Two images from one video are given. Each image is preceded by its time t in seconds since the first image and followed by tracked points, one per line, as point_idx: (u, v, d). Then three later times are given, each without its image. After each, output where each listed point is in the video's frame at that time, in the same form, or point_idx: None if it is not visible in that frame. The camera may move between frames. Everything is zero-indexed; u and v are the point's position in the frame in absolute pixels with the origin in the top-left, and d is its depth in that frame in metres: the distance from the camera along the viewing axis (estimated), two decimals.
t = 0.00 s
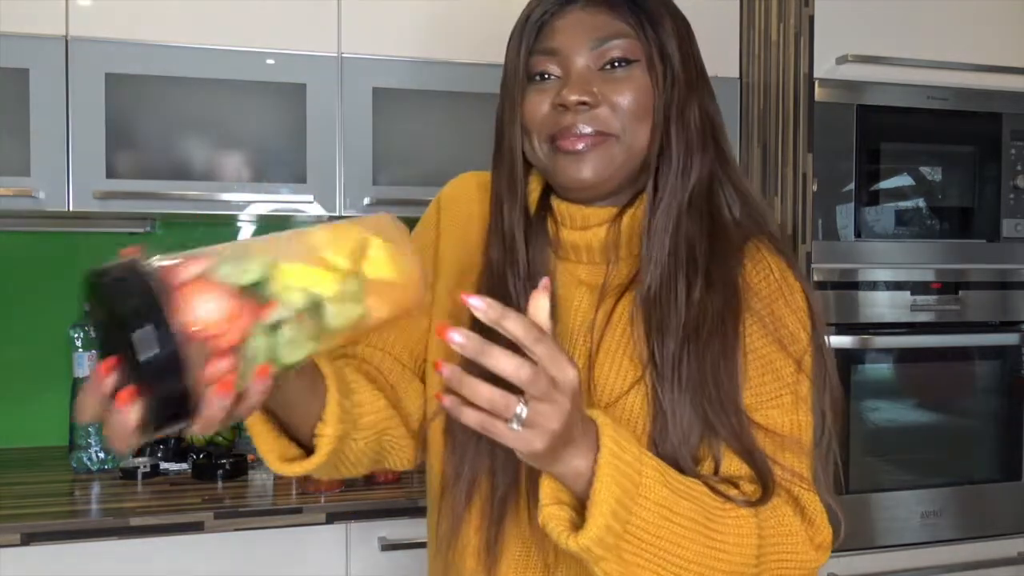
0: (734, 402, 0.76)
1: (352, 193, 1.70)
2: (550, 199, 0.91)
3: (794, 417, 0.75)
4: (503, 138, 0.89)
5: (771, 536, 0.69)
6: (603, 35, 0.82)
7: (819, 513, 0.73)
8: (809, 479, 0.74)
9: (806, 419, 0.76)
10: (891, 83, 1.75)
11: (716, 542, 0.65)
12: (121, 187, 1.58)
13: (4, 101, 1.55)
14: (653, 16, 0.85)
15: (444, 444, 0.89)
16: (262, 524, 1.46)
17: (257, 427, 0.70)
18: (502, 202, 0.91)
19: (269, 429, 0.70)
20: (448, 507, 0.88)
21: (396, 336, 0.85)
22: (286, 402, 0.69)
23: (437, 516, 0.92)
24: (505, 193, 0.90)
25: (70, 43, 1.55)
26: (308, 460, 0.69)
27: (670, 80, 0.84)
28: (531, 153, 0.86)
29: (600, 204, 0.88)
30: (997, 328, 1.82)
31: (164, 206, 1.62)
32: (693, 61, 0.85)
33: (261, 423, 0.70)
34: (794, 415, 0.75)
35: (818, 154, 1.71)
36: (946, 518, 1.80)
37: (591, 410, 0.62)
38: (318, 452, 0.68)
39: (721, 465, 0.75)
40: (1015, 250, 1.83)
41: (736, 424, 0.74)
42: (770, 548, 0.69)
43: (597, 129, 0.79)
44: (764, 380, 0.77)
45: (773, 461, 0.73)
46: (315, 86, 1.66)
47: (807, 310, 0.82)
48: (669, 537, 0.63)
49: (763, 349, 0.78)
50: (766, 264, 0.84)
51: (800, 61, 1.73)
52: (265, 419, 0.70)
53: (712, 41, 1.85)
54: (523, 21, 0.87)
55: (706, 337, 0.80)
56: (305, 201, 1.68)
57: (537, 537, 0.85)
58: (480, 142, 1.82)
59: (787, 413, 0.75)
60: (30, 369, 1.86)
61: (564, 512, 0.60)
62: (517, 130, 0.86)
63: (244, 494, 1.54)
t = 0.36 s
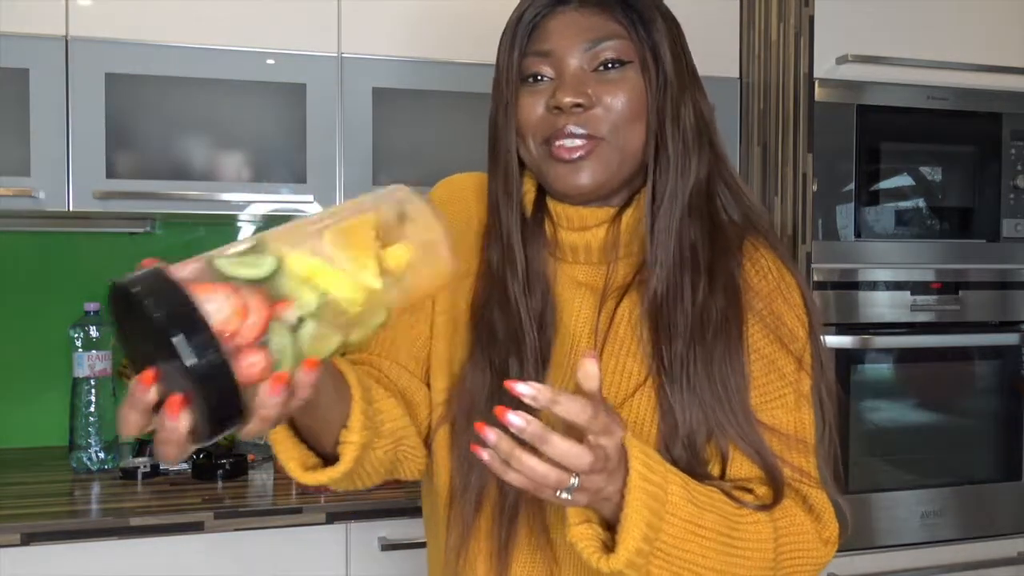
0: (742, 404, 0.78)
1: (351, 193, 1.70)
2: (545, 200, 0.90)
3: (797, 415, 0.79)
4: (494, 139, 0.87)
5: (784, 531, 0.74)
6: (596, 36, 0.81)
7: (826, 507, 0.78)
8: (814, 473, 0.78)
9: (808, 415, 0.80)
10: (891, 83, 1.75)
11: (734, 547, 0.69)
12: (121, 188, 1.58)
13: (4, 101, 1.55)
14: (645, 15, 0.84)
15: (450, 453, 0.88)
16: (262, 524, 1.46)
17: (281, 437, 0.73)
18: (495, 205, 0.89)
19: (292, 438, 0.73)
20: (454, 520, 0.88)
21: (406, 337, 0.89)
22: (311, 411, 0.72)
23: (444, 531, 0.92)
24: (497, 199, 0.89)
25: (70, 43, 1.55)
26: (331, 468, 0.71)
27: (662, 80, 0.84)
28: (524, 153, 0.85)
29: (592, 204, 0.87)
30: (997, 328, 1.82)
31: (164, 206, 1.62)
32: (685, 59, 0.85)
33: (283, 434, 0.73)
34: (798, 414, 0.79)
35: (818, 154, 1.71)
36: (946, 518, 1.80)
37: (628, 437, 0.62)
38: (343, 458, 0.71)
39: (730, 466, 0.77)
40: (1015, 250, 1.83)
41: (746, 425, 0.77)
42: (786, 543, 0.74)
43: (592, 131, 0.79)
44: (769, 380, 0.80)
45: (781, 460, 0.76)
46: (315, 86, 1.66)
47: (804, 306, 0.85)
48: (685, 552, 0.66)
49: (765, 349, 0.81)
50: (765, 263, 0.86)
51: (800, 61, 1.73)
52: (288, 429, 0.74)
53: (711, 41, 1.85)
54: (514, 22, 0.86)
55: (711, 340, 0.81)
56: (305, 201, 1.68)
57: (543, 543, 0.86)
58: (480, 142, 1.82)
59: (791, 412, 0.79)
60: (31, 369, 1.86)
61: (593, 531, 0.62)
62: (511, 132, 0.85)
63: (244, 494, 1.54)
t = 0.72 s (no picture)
0: (741, 403, 0.79)
1: (352, 193, 1.70)
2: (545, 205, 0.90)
3: (794, 412, 0.79)
4: (491, 145, 0.88)
5: (780, 529, 0.74)
6: (586, 37, 0.80)
7: (820, 506, 0.78)
8: (808, 470, 0.78)
9: (805, 412, 0.80)
10: (891, 83, 1.75)
11: (730, 543, 0.69)
12: (121, 187, 1.58)
13: (3, 101, 1.55)
14: (635, 13, 0.83)
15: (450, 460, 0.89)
16: (262, 524, 1.46)
17: (297, 445, 0.74)
18: (492, 209, 0.90)
19: (308, 445, 0.75)
20: (458, 522, 0.88)
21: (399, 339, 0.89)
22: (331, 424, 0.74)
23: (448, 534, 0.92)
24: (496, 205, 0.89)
25: (70, 43, 1.55)
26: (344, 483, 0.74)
27: (656, 79, 0.83)
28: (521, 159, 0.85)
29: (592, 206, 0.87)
30: (997, 328, 1.82)
31: (164, 206, 1.62)
32: (677, 56, 0.84)
33: (297, 439, 0.74)
34: (794, 412, 0.79)
35: (818, 154, 1.71)
36: (946, 518, 1.80)
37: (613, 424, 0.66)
38: (359, 476, 0.73)
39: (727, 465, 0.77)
40: (1014, 250, 1.83)
41: (743, 423, 0.77)
42: (780, 543, 0.74)
43: (585, 135, 0.79)
44: (767, 377, 0.80)
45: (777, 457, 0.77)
46: (315, 86, 1.66)
47: (804, 304, 0.85)
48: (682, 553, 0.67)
49: (763, 346, 0.81)
50: (764, 261, 0.86)
51: (799, 61, 1.73)
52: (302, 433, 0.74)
53: (711, 41, 1.85)
54: (505, 25, 0.85)
55: (709, 339, 0.81)
56: (305, 201, 1.68)
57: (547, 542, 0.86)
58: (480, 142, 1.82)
59: (788, 410, 0.79)
60: (31, 369, 1.86)
61: (582, 522, 0.65)
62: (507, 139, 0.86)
63: (244, 494, 1.54)
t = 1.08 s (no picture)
0: (731, 397, 0.78)
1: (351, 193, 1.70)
2: (543, 204, 0.91)
3: (782, 413, 0.78)
4: (492, 144, 0.89)
5: (763, 524, 0.73)
6: (586, 27, 0.81)
7: (808, 507, 0.77)
8: (794, 470, 0.77)
9: (797, 413, 0.79)
10: (891, 83, 1.75)
11: (712, 518, 0.68)
12: (121, 187, 1.58)
13: (4, 101, 1.55)
14: (634, 4, 0.84)
15: (451, 463, 0.90)
16: (262, 524, 1.46)
17: (328, 438, 0.73)
18: (491, 213, 0.92)
19: (337, 438, 0.73)
20: (452, 531, 0.88)
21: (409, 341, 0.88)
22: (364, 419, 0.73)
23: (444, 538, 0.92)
24: (494, 204, 0.91)
25: (70, 43, 1.55)
26: (376, 475, 0.73)
27: (655, 70, 0.84)
28: (523, 157, 0.85)
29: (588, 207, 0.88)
30: (997, 328, 1.82)
31: (164, 206, 1.62)
32: (675, 50, 0.85)
33: (328, 431, 0.73)
34: (784, 411, 0.78)
35: (818, 154, 1.71)
36: (946, 518, 1.80)
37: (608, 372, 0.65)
38: (387, 469, 0.73)
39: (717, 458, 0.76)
40: (1015, 250, 1.83)
41: (734, 421, 0.76)
42: (763, 537, 0.74)
43: (589, 125, 0.79)
44: (760, 378, 0.79)
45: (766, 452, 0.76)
46: (315, 87, 1.66)
47: (802, 305, 0.83)
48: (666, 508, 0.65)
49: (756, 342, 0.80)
50: (761, 262, 0.84)
51: (800, 61, 1.73)
52: (332, 427, 0.73)
53: (711, 41, 1.85)
54: (501, 19, 0.86)
55: (701, 336, 0.81)
56: (305, 201, 1.68)
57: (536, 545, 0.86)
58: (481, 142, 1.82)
59: (779, 410, 0.78)
60: (30, 369, 1.86)
61: (569, 476, 0.64)
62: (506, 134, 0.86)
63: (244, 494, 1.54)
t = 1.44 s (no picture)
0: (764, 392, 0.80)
1: (351, 193, 1.70)
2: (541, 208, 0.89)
3: (805, 402, 0.82)
4: (481, 145, 0.86)
5: (821, 517, 0.75)
6: (581, 28, 0.80)
7: (846, 485, 0.80)
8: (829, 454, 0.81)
9: (817, 399, 0.84)
10: (891, 83, 1.75)
11: (774, 515, 0.70)
12: (121, 187, 1.58)
13: (4, 101, 1.55)
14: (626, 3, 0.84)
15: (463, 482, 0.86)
16: (262, 524, 1.46)
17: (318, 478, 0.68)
18: (487, 216, 0.89)
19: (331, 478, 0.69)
20: (477, 552, 0.86)
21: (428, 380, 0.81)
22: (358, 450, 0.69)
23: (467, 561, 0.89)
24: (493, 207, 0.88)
25: (70, 43, 1.55)
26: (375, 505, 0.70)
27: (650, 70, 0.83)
28: (515, 159, 0.84)
29: (587, 207, 0.87)
30: (997, 328, 1.82)
31: (164, 206, 1.62)
32: (668, 48, 0.85)
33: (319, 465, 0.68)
34: (809, 401, 0.83)
35: (818, 154, 1.71)
36: (946, 518, 1.80)
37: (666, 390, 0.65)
38: (389, 496, 0.71)
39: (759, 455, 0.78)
40: (1015, 250, 1.83)
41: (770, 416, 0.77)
42: (821, 523, 0.75)
43: (583, 130, 0.77)
44: (781, 369, 0.83)
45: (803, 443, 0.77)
46: (315, 87, 1.66)
47: (804, 293, 0.90)
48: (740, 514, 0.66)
49: (774, 340, 0.85)
50: (765, 255, 0.90)
51: (800, 61, 1.72)
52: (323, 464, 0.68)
53: (711, 42, 1.85)
54: (492, 17, 0.85)
55: (724, 336, 0.82)
56: (305, 201, 1.68)
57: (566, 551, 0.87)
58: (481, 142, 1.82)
59: (802, 400, 0.82)
60: (30, 369, 1.86)
61: (646, 498, 0.64)
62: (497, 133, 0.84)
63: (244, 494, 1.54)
